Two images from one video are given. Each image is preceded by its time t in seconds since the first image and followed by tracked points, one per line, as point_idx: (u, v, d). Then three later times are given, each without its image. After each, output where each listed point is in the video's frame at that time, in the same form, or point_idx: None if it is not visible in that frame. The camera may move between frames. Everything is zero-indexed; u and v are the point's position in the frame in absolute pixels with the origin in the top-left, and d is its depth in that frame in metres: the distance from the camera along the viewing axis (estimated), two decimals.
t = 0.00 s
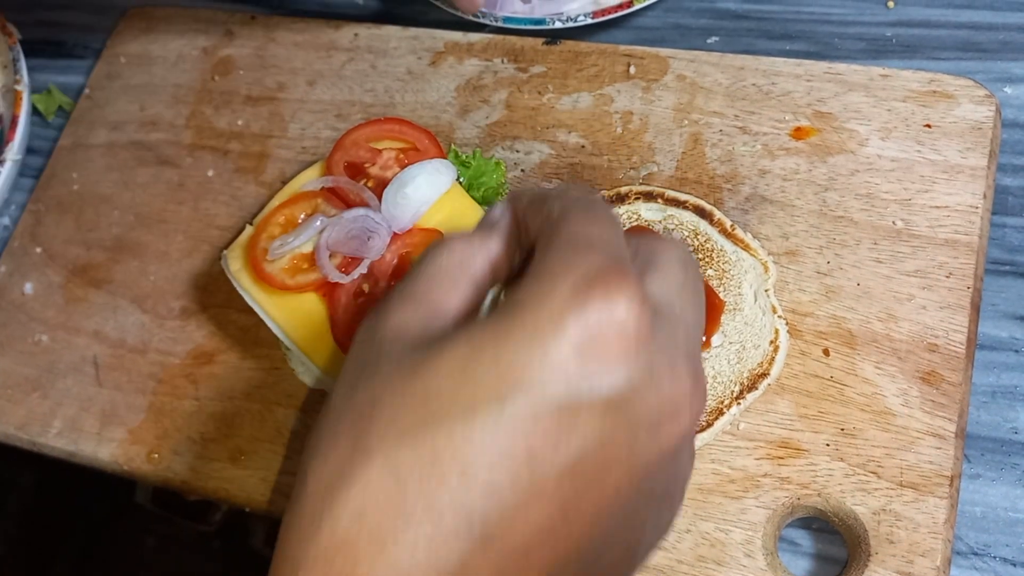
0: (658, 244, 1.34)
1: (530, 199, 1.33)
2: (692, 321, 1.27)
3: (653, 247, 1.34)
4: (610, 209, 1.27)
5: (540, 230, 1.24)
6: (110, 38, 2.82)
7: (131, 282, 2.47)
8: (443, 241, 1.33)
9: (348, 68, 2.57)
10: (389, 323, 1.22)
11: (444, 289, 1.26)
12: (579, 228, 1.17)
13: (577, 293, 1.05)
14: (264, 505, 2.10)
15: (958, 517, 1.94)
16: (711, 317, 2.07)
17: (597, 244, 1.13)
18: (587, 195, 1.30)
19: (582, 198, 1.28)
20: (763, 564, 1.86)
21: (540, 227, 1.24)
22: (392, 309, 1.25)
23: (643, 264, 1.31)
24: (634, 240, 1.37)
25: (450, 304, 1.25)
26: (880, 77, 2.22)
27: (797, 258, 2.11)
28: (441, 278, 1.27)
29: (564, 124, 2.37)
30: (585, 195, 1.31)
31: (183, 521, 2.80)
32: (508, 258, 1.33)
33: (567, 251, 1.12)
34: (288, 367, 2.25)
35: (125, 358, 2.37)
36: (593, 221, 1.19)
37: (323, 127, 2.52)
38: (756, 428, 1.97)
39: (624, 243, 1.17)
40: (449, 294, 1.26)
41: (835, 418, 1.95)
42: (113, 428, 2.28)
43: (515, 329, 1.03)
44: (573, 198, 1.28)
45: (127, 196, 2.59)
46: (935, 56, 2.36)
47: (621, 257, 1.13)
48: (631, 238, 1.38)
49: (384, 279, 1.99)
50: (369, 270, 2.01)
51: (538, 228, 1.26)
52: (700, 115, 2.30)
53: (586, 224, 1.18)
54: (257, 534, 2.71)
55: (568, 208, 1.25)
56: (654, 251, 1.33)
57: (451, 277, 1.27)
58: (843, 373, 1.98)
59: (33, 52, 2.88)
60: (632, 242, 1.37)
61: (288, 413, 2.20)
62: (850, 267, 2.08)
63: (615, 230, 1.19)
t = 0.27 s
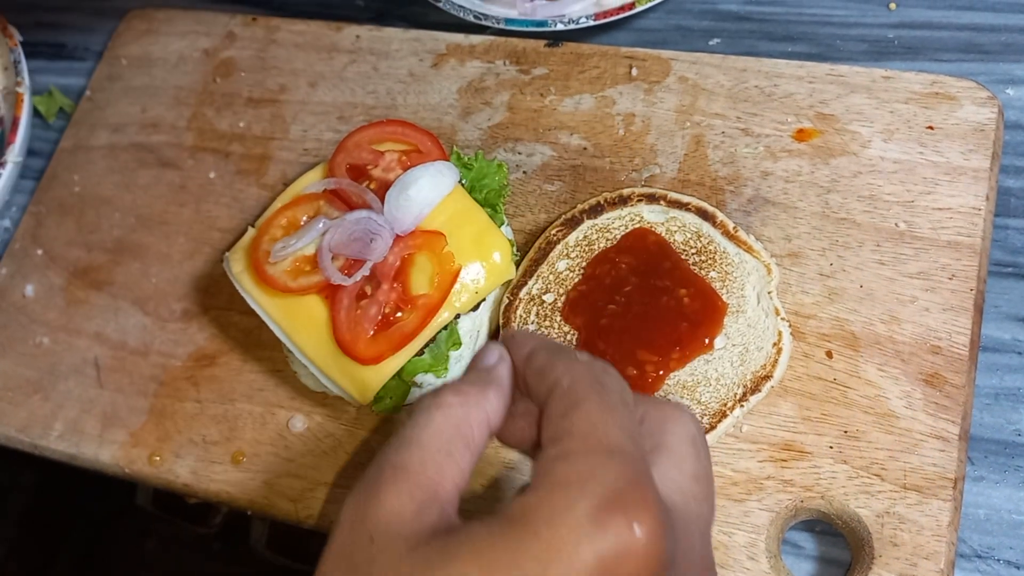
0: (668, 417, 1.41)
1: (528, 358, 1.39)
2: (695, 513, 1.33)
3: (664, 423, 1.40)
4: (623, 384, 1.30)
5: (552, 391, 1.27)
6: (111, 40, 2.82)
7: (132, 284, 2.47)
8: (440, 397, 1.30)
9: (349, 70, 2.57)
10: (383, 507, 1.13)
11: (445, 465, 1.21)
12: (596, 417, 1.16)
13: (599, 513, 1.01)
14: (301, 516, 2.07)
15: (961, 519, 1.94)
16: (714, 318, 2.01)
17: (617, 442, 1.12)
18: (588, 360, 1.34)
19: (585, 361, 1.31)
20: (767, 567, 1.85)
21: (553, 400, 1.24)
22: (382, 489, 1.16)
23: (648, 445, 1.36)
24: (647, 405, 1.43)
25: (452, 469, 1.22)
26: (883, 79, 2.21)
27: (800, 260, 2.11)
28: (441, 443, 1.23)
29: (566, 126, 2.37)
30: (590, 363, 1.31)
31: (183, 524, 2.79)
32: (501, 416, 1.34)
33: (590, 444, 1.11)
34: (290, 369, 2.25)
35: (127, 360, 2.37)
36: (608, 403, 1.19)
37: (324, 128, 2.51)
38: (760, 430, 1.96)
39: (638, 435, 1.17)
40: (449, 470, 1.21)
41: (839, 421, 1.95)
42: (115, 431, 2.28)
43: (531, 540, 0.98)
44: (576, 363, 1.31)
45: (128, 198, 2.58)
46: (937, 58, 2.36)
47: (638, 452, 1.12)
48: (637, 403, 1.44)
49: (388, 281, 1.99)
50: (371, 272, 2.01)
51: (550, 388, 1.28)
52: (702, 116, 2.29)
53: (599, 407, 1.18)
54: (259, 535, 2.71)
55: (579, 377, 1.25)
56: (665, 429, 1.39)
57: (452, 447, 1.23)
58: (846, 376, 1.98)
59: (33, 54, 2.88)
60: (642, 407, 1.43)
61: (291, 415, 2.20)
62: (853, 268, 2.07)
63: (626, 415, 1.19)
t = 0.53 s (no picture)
0: (696, 502, 1.47)
1: (546, 432, 1.47)
2: None
3: (689, 509, 1.46)
4: (653, 468, 1.35)
5: (577, 474, 1.35)
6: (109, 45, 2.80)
7: (130, 287, 2.46)
8: (452, 475, 1.38)
9: (348, 71, 2.56)
10: None
11: (458, 553, 1.30)
12: (625, 512, 1.25)
13: None
14: (346, 536, 2.02)
15: (963, 523, 1.93)
16: (715, 321, 1.99)
17: (649, 544, 1.20)
18: (611, 438, 1.40)
19: (609, 441, 1.38)
20: (768, 571, 1.85)
21: (579, 487, 1.33)
22: None
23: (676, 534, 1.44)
24: (674, 483, 1.48)
25: (466, 554, 1.31)
26: (883, 80, 2.21)
27: (800, 262, 2.10)
28: (457, 528, 1.32)
29: (566, 128, 2.36)
30: (617, 444, 1.37)
31: (182, 527, 2.77)
32: (513, 489, 1.42)
33: (622, 546, 1.20)
34: (289, 372, 2.24)
35: (125, 363, 2.36)
36: (635, 497, 1.27)
37: (323, 130, 2.51)
38: (761, 433, 1.96)
39: (670, 530, 1.26)
40: (461, 559, 1.30)
41: (840, 424, 1.94)
42: (113, 434, 2.27)
43: None
44: (601, 442, 1.38)
45: (127, 200, 2.58)
46: (938, 59, 2.35)
47: (670, 555, 1.21)
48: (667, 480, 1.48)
49: (387, 284, 1.98)
50: (371, 275, 2.00)
51: (574, 469, 1.37)
52: (703, 118, 2.29)
53: (628, 503, 1.26)
54: (259, 536, 2.70)
55: (607, 464, 1.33)
56: (692, 517, 1.46)
57: (465, 532, 1.32)
58: (847, 379, 1.97)
59: (32, 56, 2.87)
60: (671, 489, 1.47)
61: (289, 418, 2.19)
62: (854, 271, 2.06)
63: (656, 503, 1.28)
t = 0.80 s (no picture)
0: (642, 506, 1.54)
1: (498, 444, 1.44)
2: None
3: (638, 513, 1.52)
4: (598, 479, 1.44)
5: (529, 484, 1.36)
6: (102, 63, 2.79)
7: (132, 289, 2.46)
8: (405, 487, 1.31)
9: (350, 74, 2.55)
10: None
11: (411, 566, 1.23)
12: (576, 518, 1.29)
13: None
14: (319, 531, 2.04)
15: (967, 527, 1.93)
16: (718, 324, 1.99)
17: (601, 547, 1.25)
18: (558, 449, 1.44)
19: (557, 453, 1.41)
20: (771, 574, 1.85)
21: (529, 495, 1.34)
22: None
23: (627, 534, 1.47)
24: (622, 489, 1.54)
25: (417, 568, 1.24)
26: (886, 83, 2.20)
27: (803, 265, 2.10)
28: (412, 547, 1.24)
29: (569, 131, 2.36)
30: (564, 455, 1.42)
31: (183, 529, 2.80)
32: (467, 502, 1.36)
33: (570, 552, 1.24)
34: (291, 375, 2.24)
35: (127, 366, 2.36)
36: (583, 501, 1.32)
37: (325, 133, 2.50)
38: (764, 436, 1.95)
39: (616, 533, 1.31)
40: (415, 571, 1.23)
41: (843, 428, 1.93)
42: (115, 437, 2.26)
43: None
44: (550, 454, 1.40)
45: (129, 203, 2.57)
46: (941, 62, 2.35)
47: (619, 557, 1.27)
48: (615, 487, 1.54)
49: (389, 287, 1.98)
50: (373, 278, 2.00)
51: (524, 479, 1.37)
52: (705, 121, 2.28)
53: (579, 511, 1.30)
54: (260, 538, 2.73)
55: (555, 472, 1.37)
56: (638, 519, 1.51)
57: (418, 545, 1.25)
58: (850, 382, 1.97)
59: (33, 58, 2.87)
60: (619, 496, 1.52)
61: (291, 421, 2.19)
62: (857, 274, 2.06)
63: (604, 512, 1.33)
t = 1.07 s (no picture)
0: (553, 440, 1.46)
1: (412, 386, 1.53)
2: (582, 536, 1.40)
3: (547, 445, 1.45)
4: (508, 409, 1.42)
5: (437, 418, 1.40)
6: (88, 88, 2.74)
7: (132, 291, 2.45)
8: (320, 437, 1.41)
9: (351, 75, 2.55)
10: (265, 558, 1.26)
11: (327, 508, 1.34)
12: (479, 447, 1.30)
13: (488, 551, 1.15)
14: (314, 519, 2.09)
15: (970, 530, 1.92)
16: (720, 326, 1.98)
17: (503, 473, 1.26)
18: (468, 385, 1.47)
19: (467, 389, 1.44)
20: None
21: (439, 430, 1.37)
22: (264, 536, 1.28)
23: (537, 466, 1.42)
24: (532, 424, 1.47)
25: (336, 507, 1.34)
26: (889, 84, 2.19)
27: (806, 267, 2.09)
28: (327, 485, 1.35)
29: (570, 132, 2.35)
30: (473, 390, 1.43)
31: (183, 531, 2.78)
32: (383, 448, 1.47)
33: (475, 481, 1.25)
34: (292, 377, 2.23)
35: (127, 368, 2.35)
36: (489, 432, 1.32)
37: (326, 134, 2.50)
38: (766, 439, 1.95)
39: (525, 462, 1.32)
40: (331, 512, 1.33)
41: (846, 430, 1.93)
42: (115, 439, 2.26)
43: None
44: (460, 391, 1.43)
45: (129, 204, 2.56)
46: (944, 63, 2.34)
47: (523, 483, 1.27)
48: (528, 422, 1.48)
49: (390, 289, 1.98)
50: (374, 280, 1.99)
51: (436, 417, 1.41)
52: (707, 122, 2.28)
53: (483, 441, 1.31)
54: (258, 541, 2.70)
55: (463, 407, 1.38)
56: (549, 451, 1.44)
57: (334, 490, 1.35)
58: (853, 385, 1.97)
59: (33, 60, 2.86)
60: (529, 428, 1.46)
61: (293, 423, 2.18)
62: (860, 276, 2.06)
63: (510, 441, 1.33)
